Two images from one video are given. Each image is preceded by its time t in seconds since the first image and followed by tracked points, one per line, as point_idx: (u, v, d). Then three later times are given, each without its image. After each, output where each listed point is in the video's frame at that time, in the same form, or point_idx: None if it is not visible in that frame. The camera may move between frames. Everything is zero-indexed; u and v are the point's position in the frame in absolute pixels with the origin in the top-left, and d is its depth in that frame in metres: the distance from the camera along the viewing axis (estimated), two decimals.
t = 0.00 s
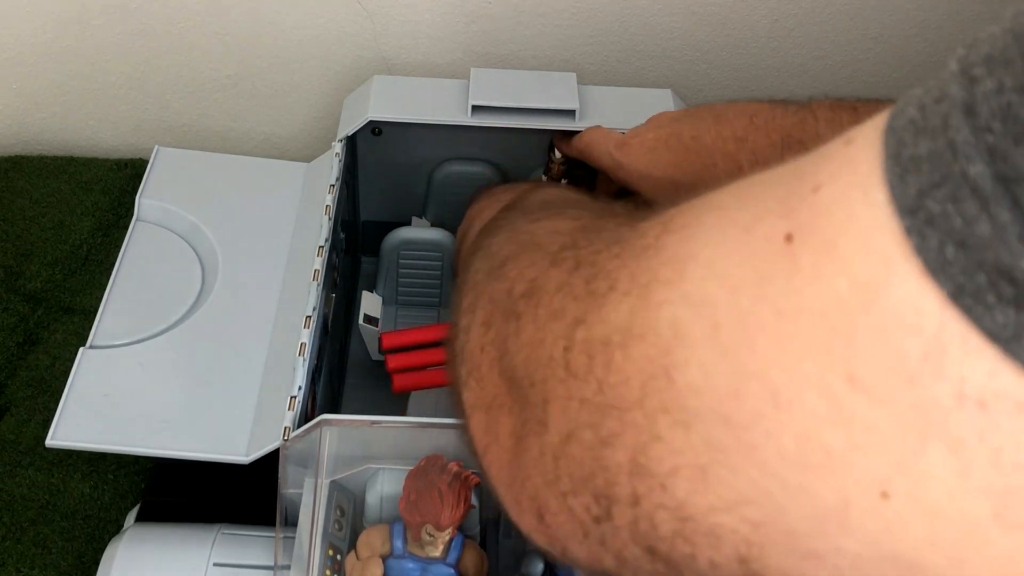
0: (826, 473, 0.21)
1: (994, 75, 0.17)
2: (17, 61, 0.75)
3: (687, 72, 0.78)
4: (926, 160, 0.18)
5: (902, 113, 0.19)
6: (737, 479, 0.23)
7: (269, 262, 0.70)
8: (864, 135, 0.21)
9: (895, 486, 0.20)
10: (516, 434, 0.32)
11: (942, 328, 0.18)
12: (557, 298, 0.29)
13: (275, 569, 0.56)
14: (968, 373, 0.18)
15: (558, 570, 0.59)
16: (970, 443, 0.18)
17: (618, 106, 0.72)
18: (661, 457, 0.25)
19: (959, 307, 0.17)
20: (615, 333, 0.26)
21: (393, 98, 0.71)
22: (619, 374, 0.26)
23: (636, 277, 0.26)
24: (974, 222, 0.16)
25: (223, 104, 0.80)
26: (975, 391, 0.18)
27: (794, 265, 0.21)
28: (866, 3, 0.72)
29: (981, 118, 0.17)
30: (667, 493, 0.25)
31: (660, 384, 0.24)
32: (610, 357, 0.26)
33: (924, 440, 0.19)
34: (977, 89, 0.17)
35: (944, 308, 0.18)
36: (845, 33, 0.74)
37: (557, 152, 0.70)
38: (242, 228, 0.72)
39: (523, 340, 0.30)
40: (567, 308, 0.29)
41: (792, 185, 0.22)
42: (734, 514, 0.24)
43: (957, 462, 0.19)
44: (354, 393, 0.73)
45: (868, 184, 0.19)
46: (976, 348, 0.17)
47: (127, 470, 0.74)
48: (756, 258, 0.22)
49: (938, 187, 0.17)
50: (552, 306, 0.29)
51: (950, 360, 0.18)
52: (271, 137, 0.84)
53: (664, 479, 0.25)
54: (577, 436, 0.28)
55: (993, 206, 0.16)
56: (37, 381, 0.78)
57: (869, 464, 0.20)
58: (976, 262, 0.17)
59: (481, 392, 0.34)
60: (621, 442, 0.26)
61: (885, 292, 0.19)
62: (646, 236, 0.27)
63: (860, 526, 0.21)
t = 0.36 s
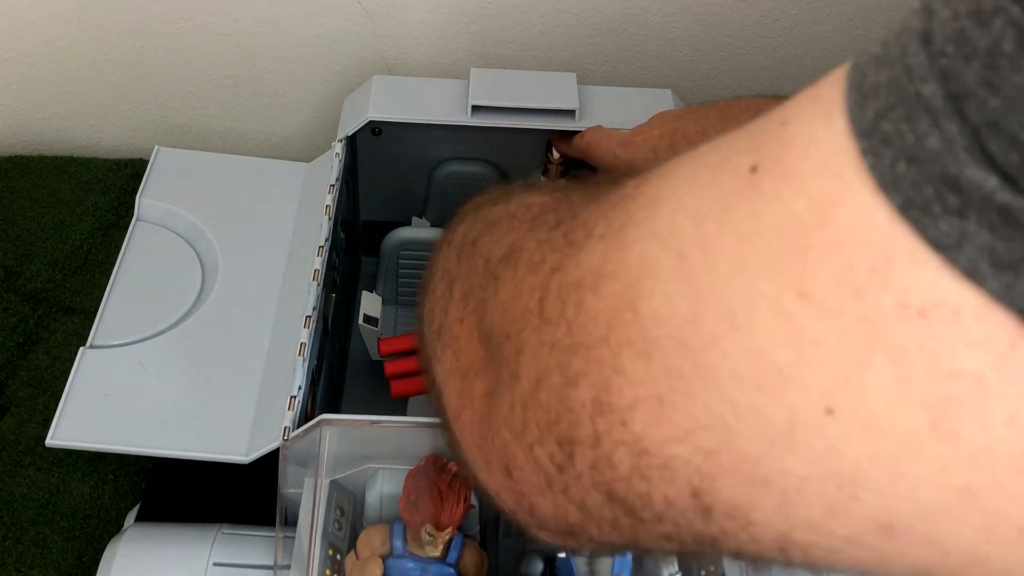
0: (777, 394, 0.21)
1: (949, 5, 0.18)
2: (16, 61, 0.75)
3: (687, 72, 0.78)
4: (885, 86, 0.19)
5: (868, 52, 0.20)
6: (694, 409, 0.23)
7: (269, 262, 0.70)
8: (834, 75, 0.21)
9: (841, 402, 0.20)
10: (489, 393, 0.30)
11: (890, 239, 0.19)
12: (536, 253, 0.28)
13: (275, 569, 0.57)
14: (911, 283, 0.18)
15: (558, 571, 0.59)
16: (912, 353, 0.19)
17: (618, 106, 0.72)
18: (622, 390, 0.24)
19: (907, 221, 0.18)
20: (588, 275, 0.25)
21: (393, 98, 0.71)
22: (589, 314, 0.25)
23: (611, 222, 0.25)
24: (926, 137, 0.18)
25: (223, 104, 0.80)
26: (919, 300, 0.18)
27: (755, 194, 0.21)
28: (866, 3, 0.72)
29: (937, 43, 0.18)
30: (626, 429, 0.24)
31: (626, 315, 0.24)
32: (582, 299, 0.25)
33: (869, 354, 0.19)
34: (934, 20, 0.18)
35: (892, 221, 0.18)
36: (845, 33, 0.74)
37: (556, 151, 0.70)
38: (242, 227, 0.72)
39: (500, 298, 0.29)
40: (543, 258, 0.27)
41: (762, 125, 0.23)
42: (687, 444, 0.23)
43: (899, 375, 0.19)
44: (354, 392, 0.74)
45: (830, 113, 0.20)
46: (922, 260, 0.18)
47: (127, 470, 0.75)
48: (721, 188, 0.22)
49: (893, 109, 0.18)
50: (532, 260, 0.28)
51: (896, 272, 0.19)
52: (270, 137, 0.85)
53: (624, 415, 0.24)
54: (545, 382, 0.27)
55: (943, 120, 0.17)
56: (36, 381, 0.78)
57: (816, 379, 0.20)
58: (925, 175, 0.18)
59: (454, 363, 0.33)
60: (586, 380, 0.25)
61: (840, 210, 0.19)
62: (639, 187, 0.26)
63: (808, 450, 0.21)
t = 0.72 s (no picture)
0: (768, 390, 0.21)
1: (930, 3, 0.18)
2: (16, 61, 0.75)
3: (687, 72, 0.78)
4: (867, 84, 0.19)
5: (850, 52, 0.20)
6: (687, 408, 0.23)
7: (269, 262, 0.70)
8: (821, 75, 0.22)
9: (829, 397, 0.21)
10: (486, 395, 0.30)
11: (872, 236, 0.19)
12: (530, 257, 0.28)
13: (275, 569, 0.57)
14: (894, 276, 0.19)
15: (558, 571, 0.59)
16: (896, 346, 0.19)
17: (618, 106, 0.72)
18: (617, 390, 0.24)
19: (889, 215, 0.18)
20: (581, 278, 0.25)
21: (393, 97, 0.71)
22: (583, 316, 0.25)
23: (602, 225, 0.26)
24: (906, 131, 0.18)
25: (223, 104, 0.80)
26: (901, 293, 0.19)
27: (739, 192, 0.21)
28: (866, 4, 0.72)
29: (917, 40, 0.18)
30: (622, 429, 0.25)
31: (619, 317, 0.24)
32: (575, 302, 0.25)
33: (854, 349, 0.20)
34: (915, 19, 0.18)
35: (875, 216, 0.19)
36: (846, 33, 0.74)
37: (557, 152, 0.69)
38: (242, 227, 0.72)
39: (494, 300, 0.29)
40: (536, 263, 0.28)
41: (747, 125, 0.23)
42: (682, 442, 0.24)
43: (884, 368, 0.20)
44: (353, 392, 0.74)
45: (813, 113, 0.20)
46: (904, 253, 0.18)
47: (127, 470, 0.75)
48: (708, 188, 0.22)
49: (875, 106, 0.19)
50: (524, 263, 0.28)
51: (878, 266, 0.19)
52: (269, 137, 0.85)
53: (619, 415, 0.24)
54: (541, 384, 0.27)
55: (923, 114, 0.18)
56: (36, 381, 0.78)
57: (803, 375, 0.21)
58: (907, 169, 0.18)
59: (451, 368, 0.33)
60: (582, 382, 0.25)
61: (823, 207, 0.20)
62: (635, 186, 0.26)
63: (797, 447, 0.22)
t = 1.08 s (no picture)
0: (786, 355, 0.20)
1: None
2: (17, 62, 0.75)
3: (687, 72, 0.78)
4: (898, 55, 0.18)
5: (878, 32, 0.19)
6: (708, 373, 0.22)
7: (269, 262, 0.70)
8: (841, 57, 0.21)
9: (849, 364, 0.19)
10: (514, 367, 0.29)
11: (898, 201, 0.17)
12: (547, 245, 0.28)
13: (276, 569, 0.56)
14: (920, 244, 0.17)
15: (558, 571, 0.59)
16: (919, 315, 0.18)
17: (618, 106, 0.72)
18: (640, 356, 0.23)
19: (917, 183, 0.17)
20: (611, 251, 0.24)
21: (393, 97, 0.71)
22: (613, 284, 0.24)
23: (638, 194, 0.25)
24: (938, 100, 0.17)
25: (223, 104, 0.80)
26: (926, 262, 0.17)
27: (768, 160, 0.20)
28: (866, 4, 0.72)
29: (952, 12, 0.17)
30: (643, 396, 0.23)
31: (648, 286, 0.23)
32: (606, 271, 0.24)
33: (876, 316, 0.18)
34: None
35: (903, 183, 0.17)
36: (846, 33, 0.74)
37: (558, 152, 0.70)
38: (242, 228, 0.72)
39: (527, 274, 0.28)
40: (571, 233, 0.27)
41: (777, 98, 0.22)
42: (701, 409, 0.22)
43: (905, 339, 0.18)
44: (354, 391, 0.74)
45: (841, 82, 0.19)
46: (931, 220, 0.17)
47: (127, 470, 0.74)
48: (736, 157, 0.21)
49: (906, 77, 0.17)
50: (559, 237, 0.27)
51: (904, 232, 0.17)
52: (269, 137, 0.85)
53: (641, 382, 0.23)
54: (566, 353, 0.26)
55: (956, 83, 0.16)
56: (37, 381, 0.78)
57: (823, 341, 0.19)
58: (937, 138, 0.17)
59: (467, 356, 0.32)
60: (607, 348, 0.24)
61: (849, 171, 0.18)
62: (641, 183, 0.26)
63: (815, 413, 0.20)
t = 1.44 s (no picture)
0: (811, 398, 0.20)
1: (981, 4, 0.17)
2: (17, 61, 0.75)
3: (687, 72, 0.78)
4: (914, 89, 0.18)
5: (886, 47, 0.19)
6: (730, 414, 0.22)
7: (269, 262, 0.70)
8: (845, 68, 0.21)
9: (876, 406, 0.19)
10: (522, 392, 0.29)
11: (922, 244, 0.18)
12: (549, 254, 0.28)
13: (275, 569, 0.57)
14: (944, 288, 0.18)
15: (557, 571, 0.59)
16: (945, 358, 0.18)
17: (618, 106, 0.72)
18: (657, 396, 0.23)
19: (939, 225, 0.17)
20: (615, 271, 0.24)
21: (393, 97, 0.71)
22: (618, 319, 0.24)
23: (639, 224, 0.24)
24: (957, 140, 0.17)
25: (223, 104, 0.80)
26: (952, 305, 0.18)
27: (784, 195, 0.20)
28: (866, 4, 0.72)
29: (968, 44, 0.17)
30: (664, 434, 0.23)
31: (655, 321, 0.23)
32: (610, 305, 0.24)
33: (902, 359, 0.19)
34: (964, 20, 0.17)
35: (925, 224, 0.18)
36: (846, 33, 0.74)
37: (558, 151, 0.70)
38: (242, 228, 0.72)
39: (528, 302, 0.28)
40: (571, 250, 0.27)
41: (787, 126, 0.22)
42: (725, 448, 0.22)
43: (932, 380, 0.18)
44: (354, 392, 0.74)
45: (859, 114, 0.19)
46: (955, 263, 0.17)
47: (127, 471, 0.75)
48: (749, 192, 0.21)
49: (924, 112, 0.17)
50: (559, 262, 0.27)
51: (929, 276, 0.18)
52: (269, 137, 0.85)
53: (661, 421, 0.23)
54: (578, 388, 0.25)
55: (975, 122, 0.16)
56: (37, 381, 0.78)
57: (849, 383, 0.20)
58: (957, 178, 0.17)
59: (473, 373, 0.32)
60: (621, 386, 0.24)
61: (870, 212, 0.19)
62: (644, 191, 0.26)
63: (841, 452, 0.20)
